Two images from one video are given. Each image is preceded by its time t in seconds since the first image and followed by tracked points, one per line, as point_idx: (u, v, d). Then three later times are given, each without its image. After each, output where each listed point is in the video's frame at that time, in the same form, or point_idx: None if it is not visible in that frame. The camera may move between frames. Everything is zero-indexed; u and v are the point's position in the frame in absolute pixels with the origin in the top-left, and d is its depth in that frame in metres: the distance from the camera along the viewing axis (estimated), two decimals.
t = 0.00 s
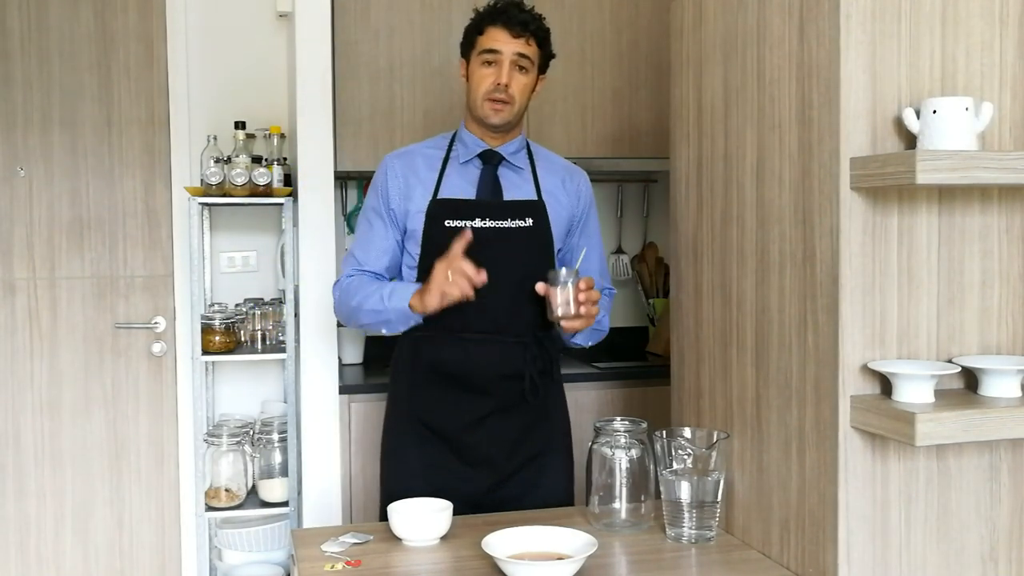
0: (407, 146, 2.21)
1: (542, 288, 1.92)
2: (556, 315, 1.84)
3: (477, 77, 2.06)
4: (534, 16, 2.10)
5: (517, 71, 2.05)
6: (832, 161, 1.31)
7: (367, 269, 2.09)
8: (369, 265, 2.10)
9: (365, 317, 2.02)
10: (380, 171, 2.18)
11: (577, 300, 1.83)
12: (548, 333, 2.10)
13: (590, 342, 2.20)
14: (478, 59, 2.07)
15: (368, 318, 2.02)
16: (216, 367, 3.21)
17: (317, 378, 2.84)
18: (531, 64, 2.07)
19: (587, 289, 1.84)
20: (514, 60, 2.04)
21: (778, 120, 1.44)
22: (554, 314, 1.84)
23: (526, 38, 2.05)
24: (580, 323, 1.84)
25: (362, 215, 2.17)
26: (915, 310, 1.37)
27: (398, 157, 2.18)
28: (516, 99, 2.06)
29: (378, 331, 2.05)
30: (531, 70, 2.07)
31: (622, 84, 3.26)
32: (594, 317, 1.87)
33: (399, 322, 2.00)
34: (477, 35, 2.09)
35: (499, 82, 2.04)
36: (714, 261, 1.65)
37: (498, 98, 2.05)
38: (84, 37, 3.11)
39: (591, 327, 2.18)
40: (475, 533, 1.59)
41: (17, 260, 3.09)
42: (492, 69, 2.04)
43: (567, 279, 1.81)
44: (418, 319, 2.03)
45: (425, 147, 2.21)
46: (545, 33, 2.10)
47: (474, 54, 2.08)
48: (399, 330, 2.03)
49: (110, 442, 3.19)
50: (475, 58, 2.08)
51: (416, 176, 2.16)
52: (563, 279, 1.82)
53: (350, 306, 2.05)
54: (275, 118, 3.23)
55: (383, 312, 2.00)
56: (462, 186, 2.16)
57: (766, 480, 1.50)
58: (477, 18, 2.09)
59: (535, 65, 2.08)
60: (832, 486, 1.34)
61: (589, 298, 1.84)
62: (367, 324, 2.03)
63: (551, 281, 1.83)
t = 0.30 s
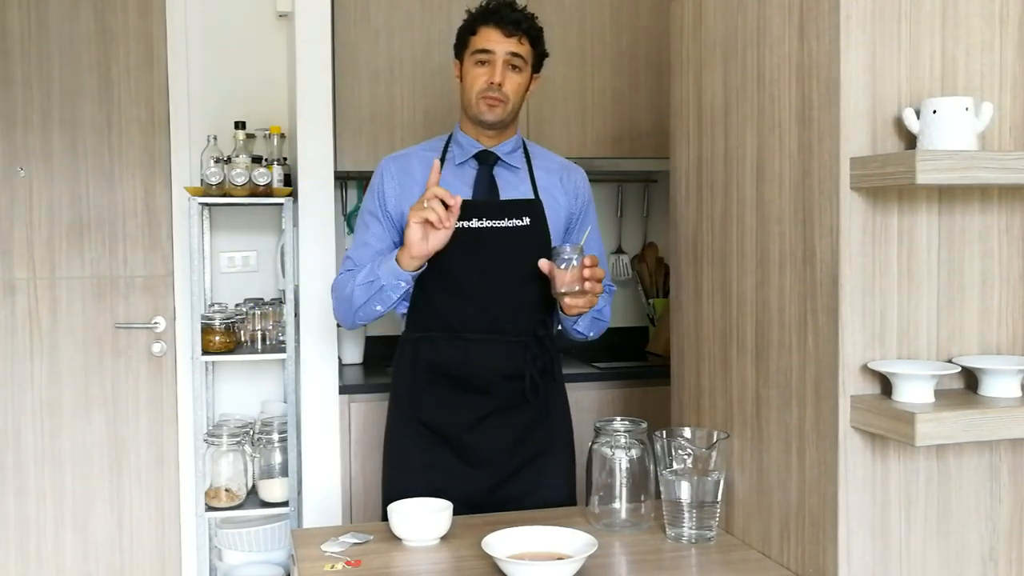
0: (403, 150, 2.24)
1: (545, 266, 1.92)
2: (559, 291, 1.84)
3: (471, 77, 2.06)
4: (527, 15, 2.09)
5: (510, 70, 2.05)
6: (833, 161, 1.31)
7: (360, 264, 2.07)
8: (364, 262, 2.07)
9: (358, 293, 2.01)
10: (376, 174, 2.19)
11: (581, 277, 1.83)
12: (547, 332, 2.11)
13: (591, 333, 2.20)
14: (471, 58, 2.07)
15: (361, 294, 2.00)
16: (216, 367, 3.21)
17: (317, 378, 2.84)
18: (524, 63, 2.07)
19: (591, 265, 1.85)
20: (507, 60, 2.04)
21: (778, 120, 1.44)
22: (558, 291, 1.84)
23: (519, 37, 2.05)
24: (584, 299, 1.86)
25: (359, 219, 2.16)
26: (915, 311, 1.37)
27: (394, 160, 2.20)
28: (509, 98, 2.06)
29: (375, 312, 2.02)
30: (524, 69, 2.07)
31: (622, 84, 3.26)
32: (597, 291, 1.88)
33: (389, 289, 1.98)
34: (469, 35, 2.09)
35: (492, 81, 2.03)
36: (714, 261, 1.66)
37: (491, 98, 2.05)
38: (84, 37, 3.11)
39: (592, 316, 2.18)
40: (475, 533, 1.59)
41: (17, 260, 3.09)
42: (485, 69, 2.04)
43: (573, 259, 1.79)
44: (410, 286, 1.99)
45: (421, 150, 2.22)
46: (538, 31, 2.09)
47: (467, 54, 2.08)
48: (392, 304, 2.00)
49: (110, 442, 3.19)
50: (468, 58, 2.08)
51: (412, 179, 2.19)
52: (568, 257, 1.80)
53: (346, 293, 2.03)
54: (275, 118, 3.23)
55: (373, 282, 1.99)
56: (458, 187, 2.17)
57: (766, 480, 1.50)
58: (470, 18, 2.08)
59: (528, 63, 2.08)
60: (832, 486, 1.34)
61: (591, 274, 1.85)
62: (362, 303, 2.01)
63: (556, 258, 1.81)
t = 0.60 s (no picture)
0: (405, 151, 2.22)
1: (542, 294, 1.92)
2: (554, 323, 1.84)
3: (469, 83, 2.07)
4: (522, 15, 2.09)
5: (507, 73, 2.05)
6: (833, 161, 1.31)
7: (370, 276, 2.10)
8: (369, 270, 2.11)
9: (367, 331, 2.02)
10: (379, 177, 2.19)
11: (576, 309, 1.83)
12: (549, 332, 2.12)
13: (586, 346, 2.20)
14: (467, 63, 2.07)
15: (370, 332, 2.02)
16: (216, 367, 3.21)
17: (317, 378, 2.84)
18: (521, 64, 2.07)
19: (587, 299, 1.85)
20: (503, 63, 2.04)
21: (778, 120, 1.44)
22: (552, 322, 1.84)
23: (514, 39, 2.05)
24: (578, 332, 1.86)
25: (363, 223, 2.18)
26: (915, 311, 1.37)
27: (396, 162, 2.19)
28: (508, 101, 2.07)
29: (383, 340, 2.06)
30: (521, 71, 2.06)
31: (622, 84, 3.26)
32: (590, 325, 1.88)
33: (401, 335, 2.01)
34: (465, 39, 2.09)
35: (489, 86, 2.04)
36: (714, 261, 1.66)
37: (490, 102, 2.06)
38: (84, 37, 3.11)
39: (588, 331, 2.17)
40: (475, 533, 1.59)
41: (17, 260, 3.09)
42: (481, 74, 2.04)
43: (569, 289, 1.81)
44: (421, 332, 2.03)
45: (424, 151, 2.21)
46: (534, 31, 2.09)
47: (464, 58, 2.08)
48: (401, 343, 2.04)
49: (110, 442, 3.19)
50: (465, 63, 2.08)
51: (414, 180, 2.17)
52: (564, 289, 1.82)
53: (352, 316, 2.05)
54: (275, 118, 3.23)
55: (384, 328, 2.00)
56: (460, 189, 2.17)
57: (766, 480, 1.50)
58: (465, 21, 2.09)
59: (525, 65, 2.08)
60: (832, 486, 1.34)
61: (587, 308, 1.85)
62: (370, 335, 2.04)
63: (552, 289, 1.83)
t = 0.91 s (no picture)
0: (406, 151, 2.23)
1: (541, 289, 1.91)
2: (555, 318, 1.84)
3: (464, 88, 2.07)
4: (511, 15, 2.08)
5: (500, 75, 2.05)
6: (832, 161, 1.31)
7: (372, 278, 2.11)
8: (371, 272, 2.11)
9: (368, 333, 2.04)
10: (380, 178, 2.19)
11: (577, 303, 1.83)
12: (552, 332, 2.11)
13: (592, 341, 2.19)
14: (460, 69, 2.07)
15: (371, 333, 2.04)
16: (216, 367, 3.21)
17: (317, 378, 2.84)
18: (514, 65, 2.06)
19: (587, 294, 1.85)
20: (495, 65, 2.04)
21: (778, 119, 1.44)
22: (554, 318, 1.84)
23: (504, 41, 2.04)
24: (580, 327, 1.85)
25: (365, 224, 2.18)
26: (915, 310, 1.37)
27: (397, 163, 2.19)
28: (504, 102, 2.06)
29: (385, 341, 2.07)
30: (514, 72, 2.05)
31: (622, 84, 3.26)
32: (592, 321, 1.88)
33: (400, 338, 2.03)
34: (456, 45, 2.09)
35: (483, 90, 2.04)
36: (714, 262, 1.66)
37: (486, 106, 2.05)
38: (84, 37, 3.11)
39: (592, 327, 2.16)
40: (475, 533, 1.59)
41: (17, 260, 3.09)
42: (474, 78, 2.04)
43: (567, 284, 1.81)
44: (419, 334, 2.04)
45: (425, 152, 2.21)
46: (524, 30, 2.08)
47: (456, 64, 2.08)
48: (402, 343, 2.05)
49: (110, 442, 3.19)
50: (458, 68, 2.08)
51: (416, 181, 2.17)
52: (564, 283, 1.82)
53: (353, 316, 2.06)
54: (275, 118, 3.23)
55: (384, 330, 2.01)
56: (460, 189, 2.17)
57: (766, 480, 1.50)
58: (454, 27, 2.09)
59: (518, 65, 2.07)
60: (832, 486, 1.34)
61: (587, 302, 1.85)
62: (371, 336, 2.05)
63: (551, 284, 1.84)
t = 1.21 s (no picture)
0: (403, 156, 2.25)
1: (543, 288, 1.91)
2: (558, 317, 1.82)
3: (447, 98, 2.08)
4: (483, 17, 2.06)
5: (478, 80, 2.04)
6: (832, 161, 1.31)
7: (372, 280, 2.12)
8: (371, 275, 2.12)
9: (368, 330, 2.07)
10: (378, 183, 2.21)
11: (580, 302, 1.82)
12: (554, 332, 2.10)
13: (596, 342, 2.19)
14: (441, 79, 2.08)
15: (370, 330, 2.07)
16: (216, 367, 3.21)
17: (317, 378, 2.84)
18: (491, 66, 2.04)
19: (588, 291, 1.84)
20: (472, 72, 2.03)
21: (778, 120, 1.44)
22: (557, 318, 1.83)
23: (477, 45, 2.03)
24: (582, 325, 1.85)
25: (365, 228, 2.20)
26: (915, 310, 1.37)
27: (394, 167, 2.22)
28: (488, 106, 2.05)
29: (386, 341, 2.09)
30: (493, 74, 2.04)
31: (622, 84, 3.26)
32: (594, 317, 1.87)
33: (399, 331, 2.04)
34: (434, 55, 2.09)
35: (464, 99, 2.03)
36: (714, 262, 1.66)
37: (471, 113, 2.05)
38: (84, 37, 3.11)
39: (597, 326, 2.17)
40: (475, 533, 1.59)
41: (17, 260, 3.09)
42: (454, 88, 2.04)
43: (570, 283, 1.79)
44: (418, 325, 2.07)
45: (421, 156, 2.23)
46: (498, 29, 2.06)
47: (438, 75, 2.09)
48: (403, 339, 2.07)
49: (110, 442, 3.19)
50: (440, 79, 2.09)
51: (412, 185, 2.18)
52: (566, 282, 1.80)
53: (355, 317, 2.09)
54: (275, 118, 3.23)
55: (382, 324, 2.04)
56: (456, 192, 2.18)
57: (766, 480, 1.50)
58: (430, 37, 2.09)
59: (497, 66, 2.05)
60: (832, 486, 1.34)
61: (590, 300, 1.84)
62: (372, 335, 2.08)
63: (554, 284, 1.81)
